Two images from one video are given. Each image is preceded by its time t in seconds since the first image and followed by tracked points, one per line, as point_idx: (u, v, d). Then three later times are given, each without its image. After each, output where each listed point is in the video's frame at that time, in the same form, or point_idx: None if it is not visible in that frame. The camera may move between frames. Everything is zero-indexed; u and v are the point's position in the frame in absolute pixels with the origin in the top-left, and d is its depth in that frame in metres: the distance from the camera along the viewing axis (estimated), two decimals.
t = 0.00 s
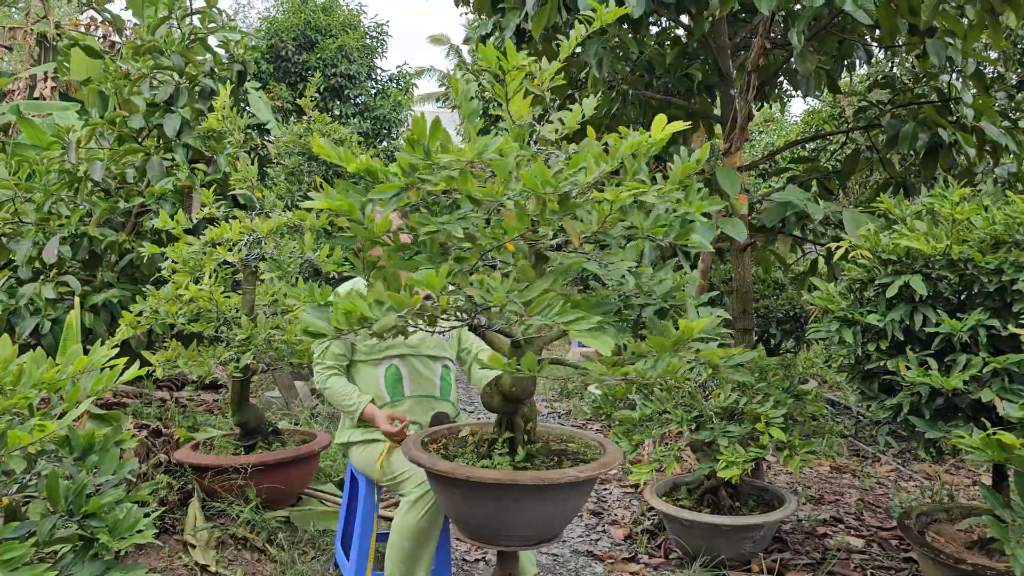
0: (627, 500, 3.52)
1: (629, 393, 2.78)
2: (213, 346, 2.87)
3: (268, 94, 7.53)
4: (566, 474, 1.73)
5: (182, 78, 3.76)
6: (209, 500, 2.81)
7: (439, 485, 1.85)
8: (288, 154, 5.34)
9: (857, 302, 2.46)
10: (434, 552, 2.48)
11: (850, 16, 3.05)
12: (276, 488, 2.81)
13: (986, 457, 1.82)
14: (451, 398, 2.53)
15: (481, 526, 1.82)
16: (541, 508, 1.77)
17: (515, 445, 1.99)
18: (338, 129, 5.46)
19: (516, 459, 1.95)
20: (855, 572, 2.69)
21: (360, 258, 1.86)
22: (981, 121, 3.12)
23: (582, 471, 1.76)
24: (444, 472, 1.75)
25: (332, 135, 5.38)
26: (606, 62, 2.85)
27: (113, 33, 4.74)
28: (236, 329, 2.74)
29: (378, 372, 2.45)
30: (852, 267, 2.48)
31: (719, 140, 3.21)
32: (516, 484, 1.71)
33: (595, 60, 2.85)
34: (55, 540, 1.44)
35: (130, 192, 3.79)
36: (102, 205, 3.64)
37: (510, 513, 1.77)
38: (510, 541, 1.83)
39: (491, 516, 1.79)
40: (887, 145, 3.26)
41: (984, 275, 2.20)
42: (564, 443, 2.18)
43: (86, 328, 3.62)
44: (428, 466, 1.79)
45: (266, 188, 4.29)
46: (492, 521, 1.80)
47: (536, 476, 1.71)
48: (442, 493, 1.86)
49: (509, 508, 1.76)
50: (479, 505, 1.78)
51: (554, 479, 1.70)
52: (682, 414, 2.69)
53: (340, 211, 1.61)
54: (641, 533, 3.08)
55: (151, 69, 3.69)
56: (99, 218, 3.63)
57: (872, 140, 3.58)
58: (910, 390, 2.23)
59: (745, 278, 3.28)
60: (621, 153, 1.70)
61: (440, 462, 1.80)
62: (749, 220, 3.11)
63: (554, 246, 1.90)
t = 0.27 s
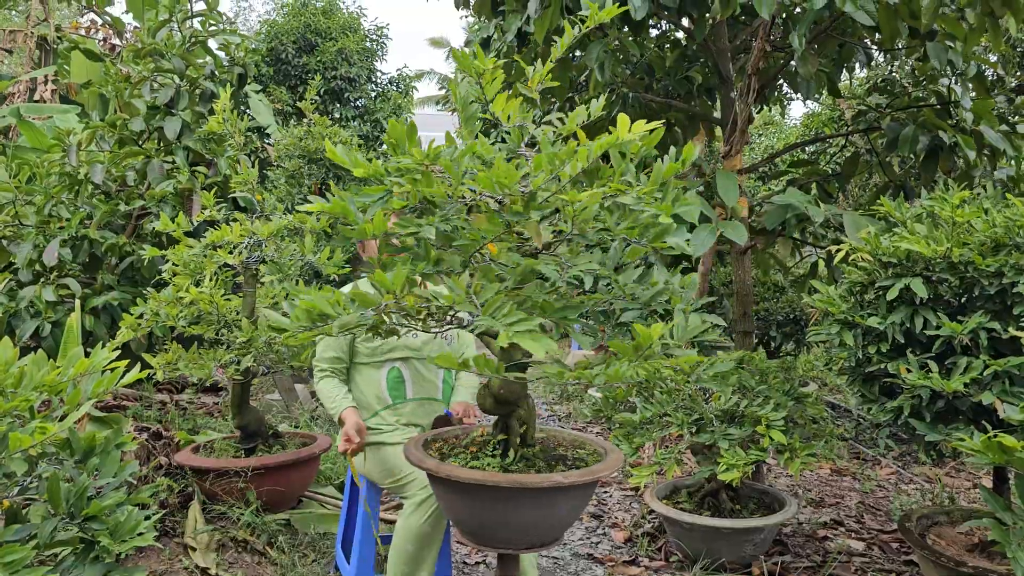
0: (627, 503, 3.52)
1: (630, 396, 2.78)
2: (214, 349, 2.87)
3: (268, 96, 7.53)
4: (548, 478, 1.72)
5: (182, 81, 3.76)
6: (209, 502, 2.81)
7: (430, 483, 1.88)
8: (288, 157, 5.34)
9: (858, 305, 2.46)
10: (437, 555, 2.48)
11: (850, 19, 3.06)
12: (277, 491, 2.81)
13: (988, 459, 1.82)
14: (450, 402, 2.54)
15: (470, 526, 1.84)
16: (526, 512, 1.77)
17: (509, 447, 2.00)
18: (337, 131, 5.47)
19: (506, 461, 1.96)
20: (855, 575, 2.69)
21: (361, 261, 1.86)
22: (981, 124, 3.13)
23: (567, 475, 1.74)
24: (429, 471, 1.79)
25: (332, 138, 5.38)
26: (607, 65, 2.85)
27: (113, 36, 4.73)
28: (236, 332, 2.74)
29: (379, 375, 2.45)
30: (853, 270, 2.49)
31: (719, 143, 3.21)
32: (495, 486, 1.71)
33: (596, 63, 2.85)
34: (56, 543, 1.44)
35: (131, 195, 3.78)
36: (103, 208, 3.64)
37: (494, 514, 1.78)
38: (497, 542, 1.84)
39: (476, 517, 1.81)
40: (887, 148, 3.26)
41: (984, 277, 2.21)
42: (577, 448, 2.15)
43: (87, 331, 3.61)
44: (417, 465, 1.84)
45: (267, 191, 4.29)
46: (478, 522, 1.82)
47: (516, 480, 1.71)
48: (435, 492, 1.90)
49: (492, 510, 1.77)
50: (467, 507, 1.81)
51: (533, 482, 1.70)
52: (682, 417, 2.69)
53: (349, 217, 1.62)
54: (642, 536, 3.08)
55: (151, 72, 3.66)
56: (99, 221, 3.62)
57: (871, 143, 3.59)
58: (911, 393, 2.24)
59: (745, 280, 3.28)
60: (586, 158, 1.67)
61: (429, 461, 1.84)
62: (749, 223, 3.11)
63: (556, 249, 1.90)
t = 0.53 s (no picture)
0: (627, 505, 3.51)
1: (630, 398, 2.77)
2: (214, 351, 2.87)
3: (267, 99, 7.52)
4: (533, 481, 1.71)
5: (182, 84, 3.76)
6: (209, 505, 2.81)
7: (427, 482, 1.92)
8: (288, 159, 5.34)
9: (858, 308, 2.46)
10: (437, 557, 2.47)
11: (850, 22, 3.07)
12: (276, 493, 2.81)
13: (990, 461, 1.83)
14: (452, 405, 2.53)
15: (462, 525, 1.86)
16: (513, 513, 1.76)
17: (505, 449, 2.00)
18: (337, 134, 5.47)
19: (499, 463, 1.95)
20: None
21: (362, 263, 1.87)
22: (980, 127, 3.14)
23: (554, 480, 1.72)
24: (419, 468, 1.83)
25: (331, 140, 5.38)
26: (607, 68, 2.85)
27: (113, 39, 4.73)
28: (236, 334, 2.74)
29: (381, 377, 2.46)
30: (853, 272, 2.49)
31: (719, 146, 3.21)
32: (478, 485, 1.72)
33: (596, 65, 2.85)
34: (57, 546, 1.44)
35: (130, 197, 3.77)
36: (103, 210, 3.63)
37: (481, 513, 1.79)
38: (489, 542, 1.84)
39: (466, 515, 1.82)
40: (887, 150, 3.26)
41: (984, 280, 2.21)
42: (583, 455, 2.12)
43: (86, 334, 3.61)
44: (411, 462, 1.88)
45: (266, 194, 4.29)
46: (469, 521, 1.83)
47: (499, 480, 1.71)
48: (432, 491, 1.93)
49: (479, 509, 1.78)
50: (461, 506, 1.82)
51: (517, 484, 1.70)
52: (683, 419, 2.68)
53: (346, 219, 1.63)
54: (642, 539, 3.08)
55: (152, 75, 3.69)
56: (99, 224, 3.60)
57: (871, 145, 3.59)
58: (912, 395, 2.24)
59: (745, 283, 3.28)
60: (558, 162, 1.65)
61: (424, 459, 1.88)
62: (749, 226, 3.12)
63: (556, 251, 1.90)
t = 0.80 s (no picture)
0: (626, 507, 3.51)
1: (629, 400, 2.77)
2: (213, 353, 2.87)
3: (267, 102, 7.52)
4: (513, 482, 1.70)
5: (181, 87, 3.76)
6: (208, 507, 2.81)
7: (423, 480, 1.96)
8: (287, 162, 5.34)
9: (857, 309, 2.46)
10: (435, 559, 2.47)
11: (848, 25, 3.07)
12: (275, 495, 2.81)
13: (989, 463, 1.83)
14: (452, 407, 2.53)
15: (454, 524, 1.88)
16: (496, 513, 1.76)
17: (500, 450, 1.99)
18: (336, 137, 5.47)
19: (488, 465, 1.95)
20: None
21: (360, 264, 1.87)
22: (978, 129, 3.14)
23: (535, 482, 1.71)
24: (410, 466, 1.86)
25: (330, 143, 5.38)
26: (606, 70, 2.85)
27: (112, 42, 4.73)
28: (236, 336, 2.74)
29: (381, 379, 2.46)
30: (852, 274, 2.49)
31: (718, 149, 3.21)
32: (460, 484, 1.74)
33: (595, 67, 2.85)
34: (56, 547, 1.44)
35: (129, 200, 3.77)
36: (102, 213, 3.63)
37: (467, 512, 1.80)
38: (479, 542, 1.85)
39: (455, 514, 1.84)
40: (885, 153, 3.27)
41: (983, 282, 2.21)
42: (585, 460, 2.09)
43: (85, 336, 3.60)
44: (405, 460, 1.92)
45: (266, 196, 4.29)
46: (458, 520, 1.84)
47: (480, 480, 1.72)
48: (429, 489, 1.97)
49: (464, 508, 1.80)
50: (449, 507, 1.84)
51: (495, 485, 1.69)
52: (682, 421, 2.68)
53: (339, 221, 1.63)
54: (642, 541, 3.07)
55: (151, 77, 3.70)
56: (98, 226, 3.59)
57: (869, 148, 3.60)
58: (911, 396, 2.24)
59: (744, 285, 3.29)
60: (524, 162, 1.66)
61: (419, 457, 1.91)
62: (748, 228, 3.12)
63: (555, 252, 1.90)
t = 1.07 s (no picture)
0: (625, 509, 3.50)
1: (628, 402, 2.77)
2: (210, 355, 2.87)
3: (264, 105, 7.52)
4: (491, 482, 1.71)
5: (179, 88, 3.75)
6: (205, 509, 2.80)
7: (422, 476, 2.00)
8: (285, 164, 5.34)
9: (856, 310, 2.46)
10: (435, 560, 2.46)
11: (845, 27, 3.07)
12: (273, 497, 2.80)
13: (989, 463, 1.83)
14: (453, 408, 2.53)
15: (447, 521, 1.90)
16: (479, 512, 1.77)
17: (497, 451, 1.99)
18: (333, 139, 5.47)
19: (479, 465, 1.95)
20: None
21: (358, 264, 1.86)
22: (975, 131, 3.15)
23: (514, 483, 1.70)
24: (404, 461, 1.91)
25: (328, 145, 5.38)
26: (603, 71, 2.85)
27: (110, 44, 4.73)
28: (234, 337, 2.73)
29: (382, 381, 2.46)
30: (851, 275, 2.49)
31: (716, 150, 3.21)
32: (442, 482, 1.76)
33: (592, 68, 2.85)
34: (53, 547, 1.43)
35: (127, 201, 3.77)
36: (99, 214, 3.62)
37: (452, 510, 1.82)
38: (468, 540, 1.86)
39: (446, 512, 1.87)
40: (883, 155, 3.27)
41: (982, 282, 2.22)
42: (585, 466, 2.06)
43: (82, 338, 3.59)
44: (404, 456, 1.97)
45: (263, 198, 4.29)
46: (448, 517, 1.87)
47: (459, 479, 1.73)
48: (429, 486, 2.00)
49: (450, 506, 1.82)
50: (442, 503, 1.86)
51: (473, 485, 1.70)
52: (681, 422, 2.68)
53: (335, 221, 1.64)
54: (641, 543, 3.07)
55: (148, 79, 3.69)
56: (96, 227, 3.59)
57: (867, 149, 3.60)
58: (910, 397, 2.24)
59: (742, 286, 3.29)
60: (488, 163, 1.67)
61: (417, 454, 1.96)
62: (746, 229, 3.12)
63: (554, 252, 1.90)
